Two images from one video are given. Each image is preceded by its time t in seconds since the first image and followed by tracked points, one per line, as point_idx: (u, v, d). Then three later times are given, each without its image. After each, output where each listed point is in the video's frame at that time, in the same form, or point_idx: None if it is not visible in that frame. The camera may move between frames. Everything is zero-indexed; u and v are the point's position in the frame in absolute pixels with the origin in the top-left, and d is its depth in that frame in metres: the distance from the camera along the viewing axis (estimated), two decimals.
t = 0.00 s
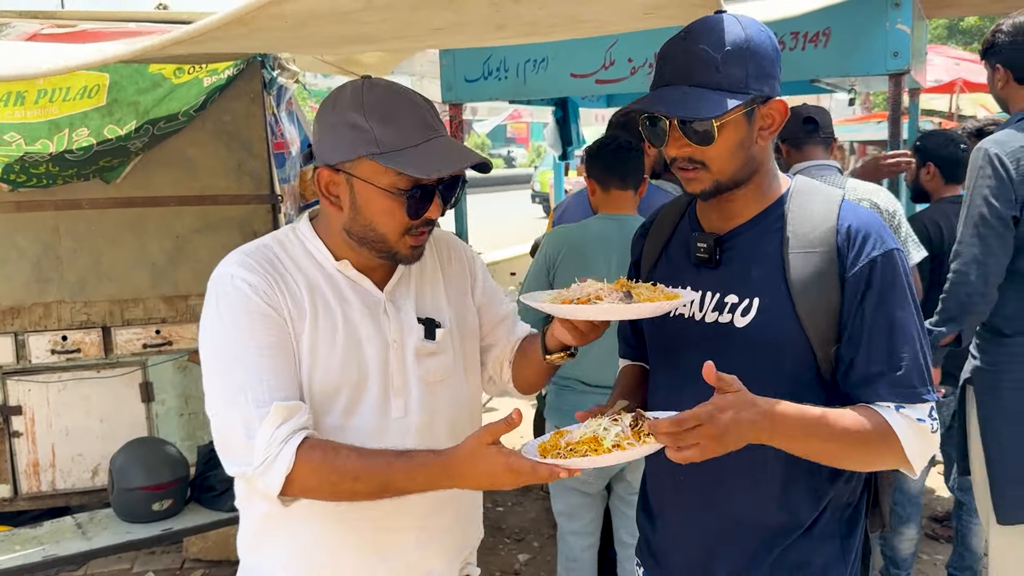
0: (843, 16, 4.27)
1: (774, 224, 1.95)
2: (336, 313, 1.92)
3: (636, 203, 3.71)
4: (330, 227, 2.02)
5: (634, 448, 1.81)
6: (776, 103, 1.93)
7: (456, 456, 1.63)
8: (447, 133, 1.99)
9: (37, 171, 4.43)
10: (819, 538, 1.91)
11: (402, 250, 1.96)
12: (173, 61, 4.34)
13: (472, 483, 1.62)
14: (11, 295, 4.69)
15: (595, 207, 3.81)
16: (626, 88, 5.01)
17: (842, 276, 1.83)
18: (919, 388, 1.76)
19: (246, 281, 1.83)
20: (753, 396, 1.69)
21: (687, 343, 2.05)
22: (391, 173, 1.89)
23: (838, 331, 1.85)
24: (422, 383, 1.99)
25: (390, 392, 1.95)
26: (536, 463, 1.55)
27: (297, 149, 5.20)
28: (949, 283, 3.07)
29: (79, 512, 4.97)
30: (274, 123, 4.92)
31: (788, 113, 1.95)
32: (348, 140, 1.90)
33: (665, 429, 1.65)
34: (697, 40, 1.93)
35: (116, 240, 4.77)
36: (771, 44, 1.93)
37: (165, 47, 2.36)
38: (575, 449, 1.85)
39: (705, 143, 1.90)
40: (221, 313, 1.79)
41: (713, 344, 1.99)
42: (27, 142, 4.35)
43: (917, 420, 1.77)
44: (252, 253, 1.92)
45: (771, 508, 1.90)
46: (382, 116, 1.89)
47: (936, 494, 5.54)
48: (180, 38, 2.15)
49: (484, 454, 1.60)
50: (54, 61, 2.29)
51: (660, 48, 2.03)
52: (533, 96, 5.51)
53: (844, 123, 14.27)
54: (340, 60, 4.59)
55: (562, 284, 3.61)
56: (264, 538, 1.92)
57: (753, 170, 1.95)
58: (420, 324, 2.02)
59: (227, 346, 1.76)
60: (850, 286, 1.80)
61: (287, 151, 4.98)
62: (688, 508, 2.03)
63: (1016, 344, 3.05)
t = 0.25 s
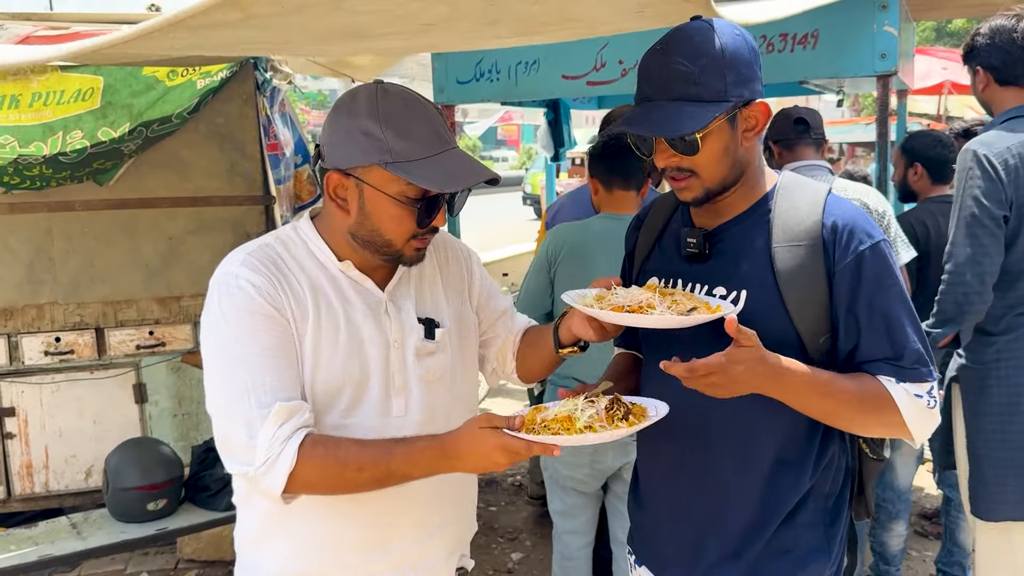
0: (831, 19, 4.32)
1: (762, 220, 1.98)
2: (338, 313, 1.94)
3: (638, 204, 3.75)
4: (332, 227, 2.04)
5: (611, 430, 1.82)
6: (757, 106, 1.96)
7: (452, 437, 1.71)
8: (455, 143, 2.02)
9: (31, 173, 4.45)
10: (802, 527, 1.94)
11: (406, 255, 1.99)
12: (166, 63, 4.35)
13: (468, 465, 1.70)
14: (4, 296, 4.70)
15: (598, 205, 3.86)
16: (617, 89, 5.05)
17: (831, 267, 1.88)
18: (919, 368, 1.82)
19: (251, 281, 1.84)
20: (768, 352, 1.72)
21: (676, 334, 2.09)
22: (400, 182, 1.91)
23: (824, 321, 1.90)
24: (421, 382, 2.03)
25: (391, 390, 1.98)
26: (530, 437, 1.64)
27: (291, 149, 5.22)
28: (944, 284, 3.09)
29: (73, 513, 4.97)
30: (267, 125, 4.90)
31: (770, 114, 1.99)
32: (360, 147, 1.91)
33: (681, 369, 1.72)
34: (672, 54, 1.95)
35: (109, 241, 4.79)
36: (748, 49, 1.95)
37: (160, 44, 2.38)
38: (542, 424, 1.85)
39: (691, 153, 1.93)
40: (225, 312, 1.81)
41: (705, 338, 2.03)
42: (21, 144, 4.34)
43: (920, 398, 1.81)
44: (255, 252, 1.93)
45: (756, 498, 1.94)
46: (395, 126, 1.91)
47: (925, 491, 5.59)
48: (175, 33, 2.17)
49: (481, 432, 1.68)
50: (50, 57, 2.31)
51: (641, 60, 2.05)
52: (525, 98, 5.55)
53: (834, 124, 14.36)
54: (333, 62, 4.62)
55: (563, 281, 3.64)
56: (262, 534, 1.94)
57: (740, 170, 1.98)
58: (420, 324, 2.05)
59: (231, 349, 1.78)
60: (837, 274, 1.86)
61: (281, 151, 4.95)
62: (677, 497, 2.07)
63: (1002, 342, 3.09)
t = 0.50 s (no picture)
0: (821, 20, 4.36)
1: (756, 213, 2.03)
2: (335, 309, 1.97)
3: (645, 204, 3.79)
4: (331, 224, 2.06)
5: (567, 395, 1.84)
6: (747, 104, 1.98)
7: (409, 409, 1.71)
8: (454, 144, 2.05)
9: (25, 176, 4.44)
10: (797, 516, 1.98)
11: (404, 253, 2.02)
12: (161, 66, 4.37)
13: (427, 435, 1.70)
14: None
15: (604, 204, 3.89)
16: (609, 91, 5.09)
17: (827, 260, 1.92)
18: (919, 350, 1.85)
19: (246, 276, 1.87)
20: (768, 315, 1.76)
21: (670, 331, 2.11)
22: (400, 179, 1.93)
23: (820, 314, 1.94)
24: (421, 379, 2.06)
25: (389, 386, 2.01)
26: (481, 403, 1.63)
27: (281, 150, 5.27)
28: (935, 283, 3.12)
29: (67, 513, 4.98)
30: (261, 126, 5.01)
31: (759, 114, 2.02)
32: (360, 144, 1.94)
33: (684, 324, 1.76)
34: (663, 54, 2.00)
35: (104, 242, 4.80)
36: (735, 48, 1.98)
37: (158, 45, 2.40)
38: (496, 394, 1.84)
39: (679, 149, 1.96)
40: (220, 306, 1.84)
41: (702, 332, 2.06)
42: (16, 147, 4.36)
43: (920, 378, 1.84)
44: (255, 247, 1.96)
45: (753, 488, 1.97)
46: (396, 123, 1.94)
47: (915, 489, 5.64)
48: (175, 35, 2.19)
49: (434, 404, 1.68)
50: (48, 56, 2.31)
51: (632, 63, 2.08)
52: (518, 99, 5.58)
53: (824, 125, 14.45)
54: (327, 64, 4.64)
55: (569, 275, 3.64)
56: (263, 530, 1.96)
57: (728, 167, 2.02)
58: (418, 321, 2.08)
59: (221, 343, 1.81)
60: (835, 265, 1.91)
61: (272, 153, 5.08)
62: (674, 490, 2.09)
63: (992, 341, 3.13)
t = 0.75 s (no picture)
0: (814, 23, 4.40)
1: (750, 211, 2.05)
2: (323, 309, 1.99)
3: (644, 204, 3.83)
4: (324, 223, 2.09)
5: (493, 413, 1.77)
6: (741, 101, 2.04)
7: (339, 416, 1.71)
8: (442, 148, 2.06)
9: (22, 177, 4.47)
10: (794, 511, 2.01)
11: (386, 255, 2.03)
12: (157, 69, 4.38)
13: (355, 444, 1.70)
14: None
15: (603, 204, 3.93)
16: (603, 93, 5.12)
17: (820, 254, 1.96)
18: (907, 344, 1.89)
19: (228, 277, 1.91)
20: (765, 314, 1.77)
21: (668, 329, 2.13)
22: (380, 180, 1.95)
23: (813, 310, 1.97)
24: (411, 378, 2.07)
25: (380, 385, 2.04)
26: (400, 416, 1.61)
27: (275, 151, 5.29)
28: (922, 284, 3.15)
29: (63, 514, 4.99)
30: (256, 127, 5.01)
31: (752, 111, 2.07)
32: (346, 142, 1.98)
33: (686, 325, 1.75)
34: (662, 51, 2.02)
35: (100, 244, 4.81)
36: (734, 53, 2.03)
37: (157, 52, 2.41)
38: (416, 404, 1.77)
39: (680, 143, 1.98)
40: (200, 305, 1.88)
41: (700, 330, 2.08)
42: (12, 149, 4.38)
43: (908, 370, 1.88)
44: (244, 247, 1.99)
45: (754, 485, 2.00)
46: (380, 125, 1.96)
47: (907, 487, 5.68)
48: (177, 45, 2.20)
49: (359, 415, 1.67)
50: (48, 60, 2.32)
51: (631, 58, 2.10)
52: (512, 100, 5.60)
53: (817, 126, 14.51)
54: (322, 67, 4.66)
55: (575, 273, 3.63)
56: (264, 526, 1.98)
57: (724, 164, 2.05)
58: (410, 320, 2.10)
59: (195, 338, 1.86)
60: (827, 260, 1.94)
61: (266, 154, 5.10)
62: (671, 486, 2.12)
63: (990, 340, 3.15)
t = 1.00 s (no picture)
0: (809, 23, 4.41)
1: (743, 208, 2.08)
2: (306, 308, 2.01)
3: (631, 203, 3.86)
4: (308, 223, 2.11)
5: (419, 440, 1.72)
6: (737, 100, 2.07)
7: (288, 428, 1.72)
8: (413, 151, 2.06)
9: (19, 177, 4.49)
10: (794, 508, 2.03)
11: (353, 257, 2.02)
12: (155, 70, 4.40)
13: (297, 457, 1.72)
14: None
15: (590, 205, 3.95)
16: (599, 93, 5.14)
17: (815, 248, 1.98)
18: (903, 333, 1.93)
19: (208, 280, 1.93)
20: (776, 322, 1.77)
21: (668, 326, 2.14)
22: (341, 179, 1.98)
23: (810, 304, 1.99)
24: (397, 374, 2.10)
25: (366, 383, 2.06)
26: (330, 438, 1.62)
27: (272, 151, 5.30)
28: (917, 283, 3.18)
29: (61, 514, 5.00)
30: (252, 127, 5.02)
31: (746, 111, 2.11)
32: (313, 142, 2.01)
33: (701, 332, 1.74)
34: (662, 47, 2.04)
35: (97, 243, 4.82)
36: (731, 55, 2.08)
37: (154, 55, 2.43)
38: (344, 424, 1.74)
39: (683, 138, 2.00)
40: (181, 308, 1.92)
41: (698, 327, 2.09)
42: (10, 149, 4.39)
43: (908, 361, 1.91)
44: (228, 250, 2.02)
45: (756, 483, 2.01)
46: (345, 124, 1.99)
47: (902, 485, 5.70)
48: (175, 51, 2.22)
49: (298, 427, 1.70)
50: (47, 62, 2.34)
51: (627, 57, 2.11)
52: (509, 100, 5.62)
53: (814, 125, 14.52)
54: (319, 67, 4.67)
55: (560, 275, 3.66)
56: (263, 524, 2.01)
57: (721, 162, 2.08)
58: (398, 317, 2.12)
59: (175, 338, 1.90)
60: (822, 254, 1.97)
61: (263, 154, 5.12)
62: (671, 485, 2.13)
63: (987, 337, 3.17)
